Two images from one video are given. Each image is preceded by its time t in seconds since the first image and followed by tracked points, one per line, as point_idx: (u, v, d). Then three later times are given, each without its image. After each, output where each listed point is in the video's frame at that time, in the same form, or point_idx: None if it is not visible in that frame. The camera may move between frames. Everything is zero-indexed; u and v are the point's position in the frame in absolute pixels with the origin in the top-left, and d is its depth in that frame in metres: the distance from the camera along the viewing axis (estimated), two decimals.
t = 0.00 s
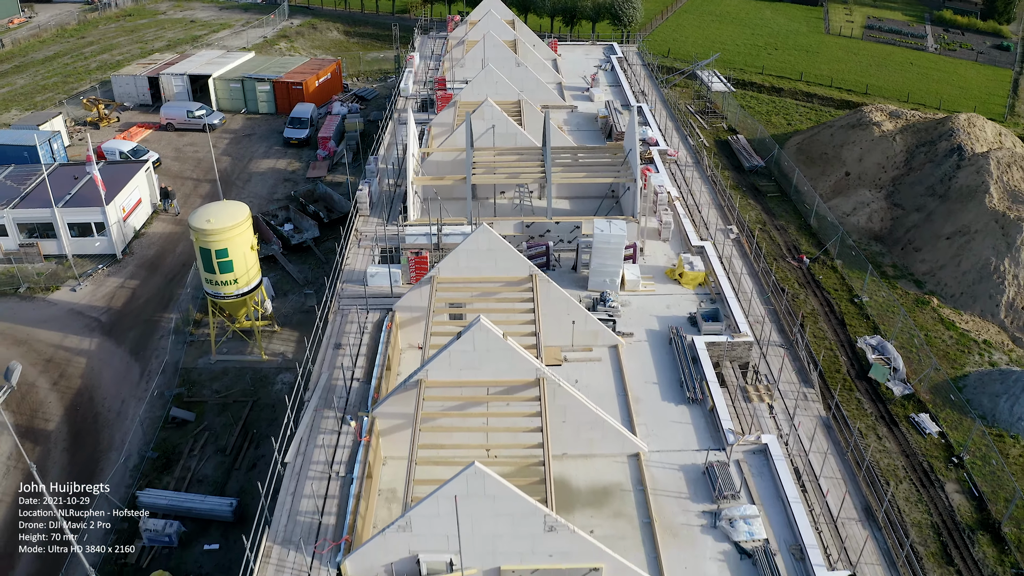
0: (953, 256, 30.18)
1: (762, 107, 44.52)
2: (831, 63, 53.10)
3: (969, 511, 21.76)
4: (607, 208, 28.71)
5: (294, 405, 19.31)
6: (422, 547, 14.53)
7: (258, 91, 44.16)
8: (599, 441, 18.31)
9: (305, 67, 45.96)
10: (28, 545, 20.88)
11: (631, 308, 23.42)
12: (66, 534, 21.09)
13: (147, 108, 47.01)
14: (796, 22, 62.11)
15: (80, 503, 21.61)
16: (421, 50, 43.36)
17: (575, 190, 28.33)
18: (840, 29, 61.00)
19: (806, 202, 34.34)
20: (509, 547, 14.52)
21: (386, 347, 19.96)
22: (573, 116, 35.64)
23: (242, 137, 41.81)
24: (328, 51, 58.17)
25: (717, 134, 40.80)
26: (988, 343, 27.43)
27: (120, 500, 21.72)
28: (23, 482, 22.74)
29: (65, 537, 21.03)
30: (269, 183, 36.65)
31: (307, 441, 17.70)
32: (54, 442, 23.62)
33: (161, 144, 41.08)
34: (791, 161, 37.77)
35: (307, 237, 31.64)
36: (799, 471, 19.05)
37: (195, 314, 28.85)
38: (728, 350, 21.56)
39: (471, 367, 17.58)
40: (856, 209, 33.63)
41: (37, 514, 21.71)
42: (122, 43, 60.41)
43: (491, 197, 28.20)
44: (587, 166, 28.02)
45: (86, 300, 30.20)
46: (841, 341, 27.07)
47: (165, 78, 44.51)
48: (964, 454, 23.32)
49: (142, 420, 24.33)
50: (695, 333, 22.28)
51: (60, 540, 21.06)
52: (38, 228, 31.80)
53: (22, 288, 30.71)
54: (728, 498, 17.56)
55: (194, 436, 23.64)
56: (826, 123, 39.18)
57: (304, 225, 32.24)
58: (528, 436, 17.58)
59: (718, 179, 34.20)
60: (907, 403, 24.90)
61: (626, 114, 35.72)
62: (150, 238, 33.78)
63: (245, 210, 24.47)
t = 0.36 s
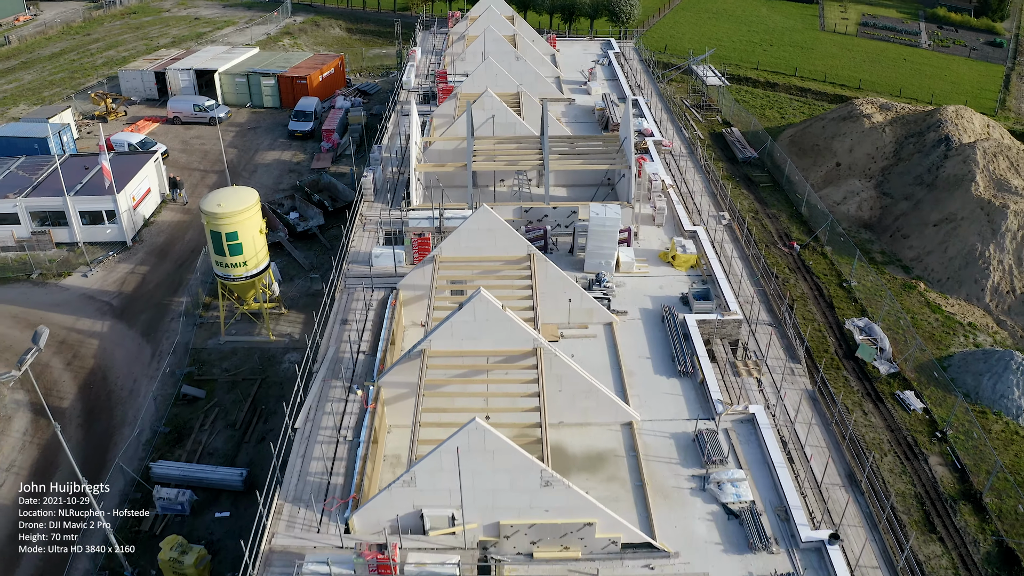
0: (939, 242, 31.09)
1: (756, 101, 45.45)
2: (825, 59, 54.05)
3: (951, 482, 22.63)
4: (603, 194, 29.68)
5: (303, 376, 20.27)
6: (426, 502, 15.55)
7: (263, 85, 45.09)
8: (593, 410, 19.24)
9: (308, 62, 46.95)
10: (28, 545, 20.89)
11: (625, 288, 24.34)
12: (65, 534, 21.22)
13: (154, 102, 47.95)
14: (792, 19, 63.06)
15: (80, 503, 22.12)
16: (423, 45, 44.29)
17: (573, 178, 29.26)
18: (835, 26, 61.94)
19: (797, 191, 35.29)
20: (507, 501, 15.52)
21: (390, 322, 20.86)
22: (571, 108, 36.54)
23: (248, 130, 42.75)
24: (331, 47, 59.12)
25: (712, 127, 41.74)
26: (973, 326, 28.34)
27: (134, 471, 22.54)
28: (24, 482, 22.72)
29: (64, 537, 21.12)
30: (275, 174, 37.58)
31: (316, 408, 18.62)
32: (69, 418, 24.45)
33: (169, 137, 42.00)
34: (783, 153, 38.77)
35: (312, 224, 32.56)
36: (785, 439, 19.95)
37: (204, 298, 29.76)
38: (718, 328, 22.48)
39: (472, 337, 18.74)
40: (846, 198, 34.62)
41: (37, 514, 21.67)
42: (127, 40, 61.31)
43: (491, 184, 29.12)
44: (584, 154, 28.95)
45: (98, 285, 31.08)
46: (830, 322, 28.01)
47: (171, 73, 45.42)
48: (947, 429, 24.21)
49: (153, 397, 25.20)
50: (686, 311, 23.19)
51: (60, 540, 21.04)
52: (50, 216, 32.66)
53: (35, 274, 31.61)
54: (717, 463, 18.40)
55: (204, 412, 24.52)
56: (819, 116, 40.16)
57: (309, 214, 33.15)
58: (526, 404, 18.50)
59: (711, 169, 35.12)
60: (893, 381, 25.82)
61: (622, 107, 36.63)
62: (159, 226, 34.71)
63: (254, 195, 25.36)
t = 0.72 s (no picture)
0: (927, 230, 31.99)
1: (751, 96, 46.39)
2: (820, 55, 54.99)
3: (935, 456, 23.51)
4: (599, 183, 30.64)
5: (311, 351, 21.22)
6: (429, 463, 16.50)
7: (268, 80, 46.07)
8: (589, 382, 20.11)
9: (312, 58, 47.92)
10: (29, 545, 20.98)
11: (620, 271, 25.27)
12: (66, 534, 21.27)
13: (161, 97, 48.91)
14: (787, 17, 64.01)
15: (82, 503, 22.10)
16: (424, 40, 45.26)
17: (570, 166, 30.20)
18: (830, 23, 62.90)
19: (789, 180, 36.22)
20: (507, 462, 16.45)
21: (395, 301, 21.78)
22: (569, 101, 37.47)
23: (253, 124, 43.69)
24: (333, 44, 60.10)
25: (707, 121, 42.69)
26: (959, 309, 29.23)
27: (147, 444, 23.41)
28: (25, 481, 22.78)
29: (65, 537, 21.18)
30: (280, 165, 38.50)
31: (324, 379, 19.55)
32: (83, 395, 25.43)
33: (176, 130, 42.94)
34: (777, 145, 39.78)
35: (317, 213, 33.52)
36: (772, 410, 20.83)
37: (212, 283, 30.69)
38: (710, 308, 23.44)
39: (472, 311, 19.69)
40: (837, 188, 35.60)
41: (39, 513, 21.75)
42: (133, 37, 62.25)
43: (492, 173, 30.07)
44: (581, 143, 29.87)
45: (109, 272, 31.98)
46: (819, 305, 28.93)
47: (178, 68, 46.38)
48: (932, 406, 25.07)
49: (164, 376, 26.09)
50: (679, 292, 24.12)
51: (60, 540, 21.11)
52: (62, 206, 33.55)
53: (47, 261, 32.51)
54: (706, 432, 19.29)
55: (214, 389, 25.40)
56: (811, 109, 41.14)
57: (314, 203, 34.08)
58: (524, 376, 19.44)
59: (706, 159, 36.04)
60: (880, 361, 26.71)
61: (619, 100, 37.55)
62: (168, 216, 35.63)
63: (262, 181, 26.24)
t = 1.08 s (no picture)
0: (915, 218, 32.87)
1: (745, 89, 47.31)
2: (814, 51, 55.90)
3: (919, 430, 24.38)
4: (594, 171, 31.66)
5: (317, 327, 22.16)
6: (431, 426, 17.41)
7: (272, 75, 47.01)
8: (583, 356, 20.96)
9: (315, 53, 48.85)
10: (28, 545, 20.93)
11: (615, 253, 26.15)
12: (66, 534, 21.22)
13: (166, 91, 49.83)
14: (783, 13, 64.93)
15: (82, 503, 21.99)
16: (425, 35, 46.18)
17: (567, 155, 31.11)
18: (825, 19, 63.82)
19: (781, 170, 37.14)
20: (504, 426, 17.37)
21: (397, 280, 22.68)
22: (567, 94, 38.35)
23: (257, 117, 44.61)
24: (335, 40, 61.02)
25: (702, 113, 43.60)
26: (945, 293, 30.10)
27: (157, 419, 24.28)
28: (25, 481, 22.68)
29: (65, 537, 21.13)
30: (284, 156, 39.41)
31: (330, 351, 20.49)
32: (95, 375, 26.68)
33: (182, 122, 43.83)
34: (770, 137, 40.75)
35: (321, 201, 34.44)
36: (760, 383, 21.70)
37: (219, 269, 31.60)
38: (700, 288, 24.25)
39: (472, 286, 20.76)
40: (828, 177, 36.53)
41: (40, 513, 21.67)
42: (137, 34, 63.16)
43: (491, 162, 30.98)
44: (578, 132, 30.77)
45: (118, 258, 32.83)
46: (808, 289, 29.84)
47: (183, 63, 47.30)
48: (917, 384, 25.94)
49: (173, 355, 26.96)
50: (671, 273, 25.00)
51: (60, 540, 21.06)
52: (71, 195, 34.38)
53: (57, 248, 33.37)
54: (696, 402, 20.15)
55: (222, 368, 26.28)
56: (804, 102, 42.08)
57: (318, 192, 34.99)
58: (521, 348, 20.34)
59: (700, 150, 36.94)
60: (867, 341, 27.59)
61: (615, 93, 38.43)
62: (175, 205, 36.51)
63: (269, 168, 27.12)
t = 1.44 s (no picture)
0: (903, 205, 33.75)
1: (739, 83, 48.20)
2: (809, 46, 56.79)
3: (903, 406, 25.25)
4: (590, 160, 32.55)
5: (322, 304, 23.09)
6: (432, 393, 18.30)
7: (275, 69, 47.92)
8: (577, 332, 21.78)
9: (318, 48, 49.76)
10: (28, 545, 20.87)
11: (609, 238, 26.97)
12: (66, 534, 21.20)
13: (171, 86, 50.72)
14: (779, 10, 65.83)
15: (81, 503, 21.95)
16: (426, 30, 47.07)
17: (564, 144, 31.99)
18: (820, 16, 64.74)
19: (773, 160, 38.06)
20: (501, 392, 18.26)
21: (399, 261, 23.57)
22: (564, 87, 39.20)
23: (261, 110, 45.50)
24: (337, 36, 61.91)
25: (697, 107, 44.50)
26: (932, 278, 30.96)
27: (167, 395, 25.20)
28: (24, 481, 22.59)
29: (64, 537, 21.11)
30: (288, 148, 40.29)
31: (335, 327, 21.45)
32: (105, 356, 27.52)
33: (187, 115, 44.73)
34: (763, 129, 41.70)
35: (325, 190, 35.37)
36: (748, 357, 22.59)
37: (226, 255, 32.49)
38: (692, 270, 25.03)
39: (471, 263, 21.78)
40: (819, 167, 37.49)
41: (39, 513, 21.62)
42: (142, 30, 64.05)
43: (490, 150, 31.85)
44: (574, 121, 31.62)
45: (126, 245, 33.68)
46: (798, 274, 30.79)
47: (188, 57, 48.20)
48: (902, 362, 26.81)
49: (182, 336, 27.83)
50: (663, 256, 25.89)
51: (60, 540, 21.03)
52: (80, 184, 35.23)
53: (67, 236, 34.23)
54: (685, 374, 20.99)
55: (229, 348, 27.14)
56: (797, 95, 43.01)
57: (322, 181, 35.88)
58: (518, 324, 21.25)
59: (694, 141, 37.83)
60: (854, 322, 28.48)
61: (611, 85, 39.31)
62: (182, 194, 37.42)
63: (274, 155, 27.96)
